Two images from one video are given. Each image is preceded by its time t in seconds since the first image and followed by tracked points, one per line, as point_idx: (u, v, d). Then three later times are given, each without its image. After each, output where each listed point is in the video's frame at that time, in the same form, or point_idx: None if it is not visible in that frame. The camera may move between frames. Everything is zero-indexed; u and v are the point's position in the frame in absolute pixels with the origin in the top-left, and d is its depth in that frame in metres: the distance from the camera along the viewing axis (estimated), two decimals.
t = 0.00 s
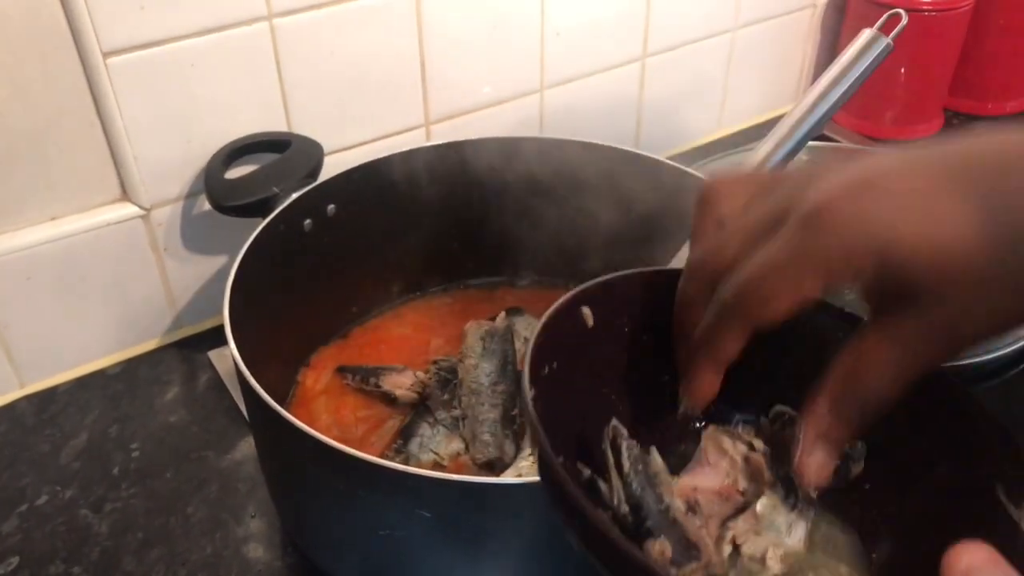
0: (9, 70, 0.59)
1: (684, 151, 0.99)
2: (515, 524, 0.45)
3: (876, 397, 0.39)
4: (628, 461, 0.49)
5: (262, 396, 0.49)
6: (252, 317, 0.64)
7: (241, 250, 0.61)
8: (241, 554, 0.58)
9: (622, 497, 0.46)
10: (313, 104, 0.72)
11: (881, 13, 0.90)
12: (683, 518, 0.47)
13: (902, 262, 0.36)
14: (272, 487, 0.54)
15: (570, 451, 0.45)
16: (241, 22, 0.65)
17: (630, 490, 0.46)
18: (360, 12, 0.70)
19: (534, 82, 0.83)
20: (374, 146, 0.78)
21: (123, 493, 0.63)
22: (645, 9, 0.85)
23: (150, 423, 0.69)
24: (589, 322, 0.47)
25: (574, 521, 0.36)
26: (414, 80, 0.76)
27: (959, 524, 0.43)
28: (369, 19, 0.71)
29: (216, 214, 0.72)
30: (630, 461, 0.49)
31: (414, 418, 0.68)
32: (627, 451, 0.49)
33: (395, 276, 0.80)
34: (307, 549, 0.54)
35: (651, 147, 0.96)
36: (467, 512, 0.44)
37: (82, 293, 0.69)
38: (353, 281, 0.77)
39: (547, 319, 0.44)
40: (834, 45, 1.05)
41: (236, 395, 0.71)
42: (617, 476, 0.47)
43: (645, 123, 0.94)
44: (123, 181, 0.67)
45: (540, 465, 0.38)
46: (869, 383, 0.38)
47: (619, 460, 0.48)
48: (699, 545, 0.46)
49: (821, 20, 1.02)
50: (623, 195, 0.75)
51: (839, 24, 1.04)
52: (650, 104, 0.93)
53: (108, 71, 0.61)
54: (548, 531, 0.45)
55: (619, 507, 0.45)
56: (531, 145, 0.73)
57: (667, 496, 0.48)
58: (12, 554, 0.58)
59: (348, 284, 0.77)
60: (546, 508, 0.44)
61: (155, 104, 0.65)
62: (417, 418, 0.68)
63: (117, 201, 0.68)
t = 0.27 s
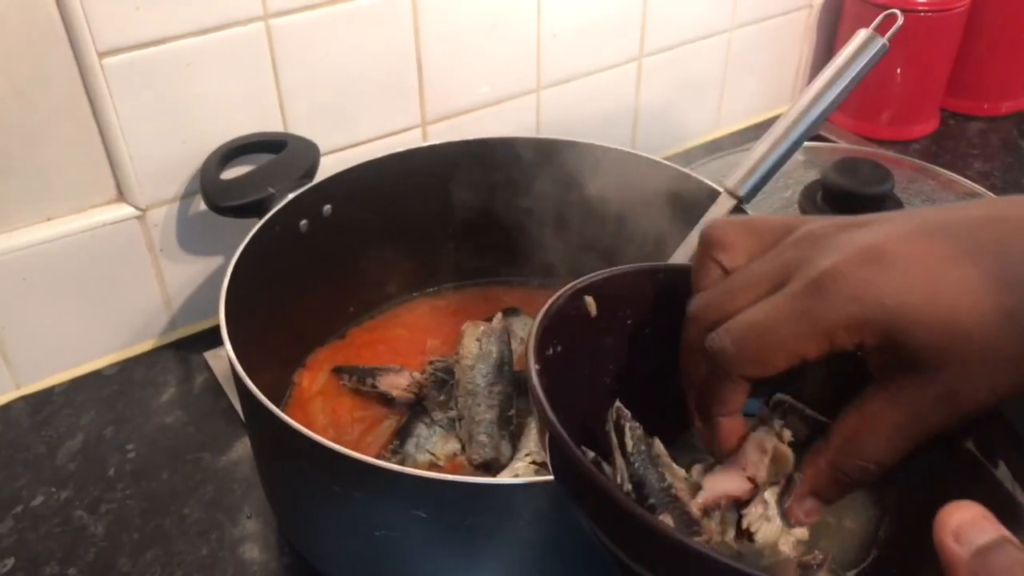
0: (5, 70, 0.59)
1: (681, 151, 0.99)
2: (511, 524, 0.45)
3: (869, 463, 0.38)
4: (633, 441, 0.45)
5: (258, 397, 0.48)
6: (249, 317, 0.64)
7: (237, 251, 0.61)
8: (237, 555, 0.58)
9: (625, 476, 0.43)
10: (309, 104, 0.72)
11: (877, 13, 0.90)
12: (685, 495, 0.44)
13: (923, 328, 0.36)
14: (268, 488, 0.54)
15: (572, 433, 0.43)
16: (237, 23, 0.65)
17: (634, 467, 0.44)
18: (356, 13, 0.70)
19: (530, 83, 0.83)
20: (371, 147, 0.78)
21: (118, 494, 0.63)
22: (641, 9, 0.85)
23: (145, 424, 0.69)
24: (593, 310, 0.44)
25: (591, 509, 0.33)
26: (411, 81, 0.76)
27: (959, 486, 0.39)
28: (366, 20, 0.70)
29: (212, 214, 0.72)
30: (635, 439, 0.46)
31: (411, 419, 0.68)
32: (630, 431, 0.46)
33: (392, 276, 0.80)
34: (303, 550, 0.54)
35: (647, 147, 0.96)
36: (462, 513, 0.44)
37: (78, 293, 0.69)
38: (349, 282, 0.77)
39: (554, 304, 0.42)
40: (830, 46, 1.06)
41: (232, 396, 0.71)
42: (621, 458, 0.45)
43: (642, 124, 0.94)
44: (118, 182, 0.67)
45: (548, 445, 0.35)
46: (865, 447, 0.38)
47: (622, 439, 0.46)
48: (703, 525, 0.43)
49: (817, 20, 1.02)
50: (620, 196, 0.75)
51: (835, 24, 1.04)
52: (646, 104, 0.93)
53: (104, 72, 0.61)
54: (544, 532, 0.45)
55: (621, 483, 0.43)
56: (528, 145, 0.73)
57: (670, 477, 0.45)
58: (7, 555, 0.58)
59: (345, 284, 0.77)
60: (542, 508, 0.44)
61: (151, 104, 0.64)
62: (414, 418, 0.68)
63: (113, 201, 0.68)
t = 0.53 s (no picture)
0: None
1: (674, 151, 1.00)
2: (504, 523, 0.45)
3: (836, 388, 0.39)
4: (610, 473, 0.48)
5: (251, 397, 0.48)
6: (242, 317, 0.64)
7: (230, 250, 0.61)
8: (230, 555, 0.58)
9: (605, 506, 0.46)
10: (302, 104, 0.72)
11: (870, 14, 0.91)
12: (664, 522, 0.47)
13: (882, 245, 0.38)
14: (261, 487, 0.54)
15: (555, 467, 0.45)
16: (230, 22, 0.65)
17: (614, 498, 0.46)
18: (350, 12, 0.70)
19: (524, 83, 0.83)
20: (364, 147, 0.78)
21: (111, 494, 0.63)
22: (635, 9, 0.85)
23: (138, 423, 0.69)
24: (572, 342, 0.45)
25: (565, 532, 0.35)
26: (404, 80, 0.76)
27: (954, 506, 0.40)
28: (359, 19, 0.70)
29: (205, 214, 0.72)
30: (612, 471, 0.48)
31: (404, 418, 0.68)
32: (608, 462, 0.48)
33: (385, 276, 0.80)
34: (296, 550, 0.54)
35: (640, 147, 0.97)
36: (455, 513, 0.44)
37: (71, 293, 0.69)
38: (343, 281, 0.77)
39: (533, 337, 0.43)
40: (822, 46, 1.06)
41: (225, 396, 0.71)
42: (600, 487, 0.47)
43: (635, 123, 0.95)
44: (111, 181, 0.67)
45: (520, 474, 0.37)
46: (827, 375, 0.38)
47: (601, 469, 0.48)
48: (682, 551, 0.46)
49: (810, 21, 1.02)
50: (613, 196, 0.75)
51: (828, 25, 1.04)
52: (640, 103, 0.93)
53: (97, 71, 0.61)
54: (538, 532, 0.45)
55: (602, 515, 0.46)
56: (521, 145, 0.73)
57: (649, 503, 0.48)
58: None
59: (338, 284, 0.77)
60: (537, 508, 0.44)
61: (144, 104, 0.64)
62: (407, 417, 0.68)
63: (106, 201, 0.68)
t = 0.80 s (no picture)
0: None
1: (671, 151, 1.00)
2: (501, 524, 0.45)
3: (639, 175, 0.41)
4: (591, 524, 0.44)
5: (248, 398, 0.48)
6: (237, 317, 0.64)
7: (227, 249, 0.61)
8: (226, 555, 0.58)
9: (586, 559, 0.42)
10: (298, 103, 0.72)
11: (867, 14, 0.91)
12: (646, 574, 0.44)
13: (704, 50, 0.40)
14: (257, 487, 0.53)
15: (533, 519, 0.41)
16: (226, 22, 0.65)
17: (597, 550, 0.43)
18: (346, 11, 0.70)
19: (520, 82, 0.83)
20: (360, 146, 0.77)
21: (107, 494, 0.63)
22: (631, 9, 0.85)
23: (134, 423, 0.68)
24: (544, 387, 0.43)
25: None
26: (401, 79, 0.76)
27: (918, 525, 0.39)
28: (356, 18, 0.70)
29: (201, 214, 0.72)
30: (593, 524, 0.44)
31: (400, 419, 0.67)
32: (589, 512, 0.44)
33: (382, 276, 0.80)
34: (292, 550, 0.54)
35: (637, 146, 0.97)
36: (452, 514, 0.44)
37: (66, 293, 0.69)
38: (339, 281, 0.77)
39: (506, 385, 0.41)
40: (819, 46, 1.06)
41: (221, 396, 0.71)
42: (581, 539, 0.43)
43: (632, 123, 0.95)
44: (107, 181, 0.67)
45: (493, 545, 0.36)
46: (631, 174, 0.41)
47: (581, 519, 0.44)
48: None
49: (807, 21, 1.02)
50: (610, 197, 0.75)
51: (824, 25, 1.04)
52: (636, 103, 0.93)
53: (93, 70, 0.61)
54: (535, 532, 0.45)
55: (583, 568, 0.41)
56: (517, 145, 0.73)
57: (633, 553, 0.45)
58: None
59: (335, 284, 0.76)
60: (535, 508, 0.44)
61: (140, 103, 0.64)
62: (403, 418, 0.67)
63: (101, 201, 0.68)
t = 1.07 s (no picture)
0: None
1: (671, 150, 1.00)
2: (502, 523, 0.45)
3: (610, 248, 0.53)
4: (558, 506, 0.42)
5: (248, 397, 0.48)
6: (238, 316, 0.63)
7: (227, 248, 0.61)
8: (227, 554, 0.58)
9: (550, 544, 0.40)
10: (298, 102, 0.72)
11: (867, 12, 0.91)
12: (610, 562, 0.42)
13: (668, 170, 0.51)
14: (257, 486, 0.53)
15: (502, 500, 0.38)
16: (225, 21, 0.65)
17: (560, 533, 0.41)
18: (346, 11, 0.70)
19: (520, 81, 0.83)
20: (360, 146, 0.77)
21: (107, 493, 0.63)
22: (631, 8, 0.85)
23: (134, 423, 0.68)
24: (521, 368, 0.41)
25: None
26: (401, 78, 0.76)
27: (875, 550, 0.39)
28: (356, 17, 0.70)
29: (201, 213, 0.72)
30: (560, 503, 0.42)
31: (401, 418, 0.67)
32: (556, 492, 0.43)
33: (382, 275, 0.80)
34: (292, 549, 0.54)
35: (637, 145, 0.97)
36: (453, 512, 0.44)
37: (66, 292, 0.69)
38: (339, 280, 0.77)
39: (484, 356, 0.40)
40: (818, 45, 1.06)
41: (222, 395, 0.71)
42: (546, 521, 0.41)
43: (632, 122, 0.95)
44: (107, 180, 0.67)
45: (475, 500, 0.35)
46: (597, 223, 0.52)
47: (548, 500, 0.42)
48: None
49: (806, 20, 1.02)
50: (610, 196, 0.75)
51: (824, 23, 1.04)
52: (636, 102, 0.93)
53: (93, 69, 0.61)
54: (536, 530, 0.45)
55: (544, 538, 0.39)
56: (518, 144, 0.73)
57: (595, 541, 0.42)
58: None
59: (335, 283, 0.76)
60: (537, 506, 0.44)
61: (140, 103, 0.64)
62: (404, 417, 0.67)
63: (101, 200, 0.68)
